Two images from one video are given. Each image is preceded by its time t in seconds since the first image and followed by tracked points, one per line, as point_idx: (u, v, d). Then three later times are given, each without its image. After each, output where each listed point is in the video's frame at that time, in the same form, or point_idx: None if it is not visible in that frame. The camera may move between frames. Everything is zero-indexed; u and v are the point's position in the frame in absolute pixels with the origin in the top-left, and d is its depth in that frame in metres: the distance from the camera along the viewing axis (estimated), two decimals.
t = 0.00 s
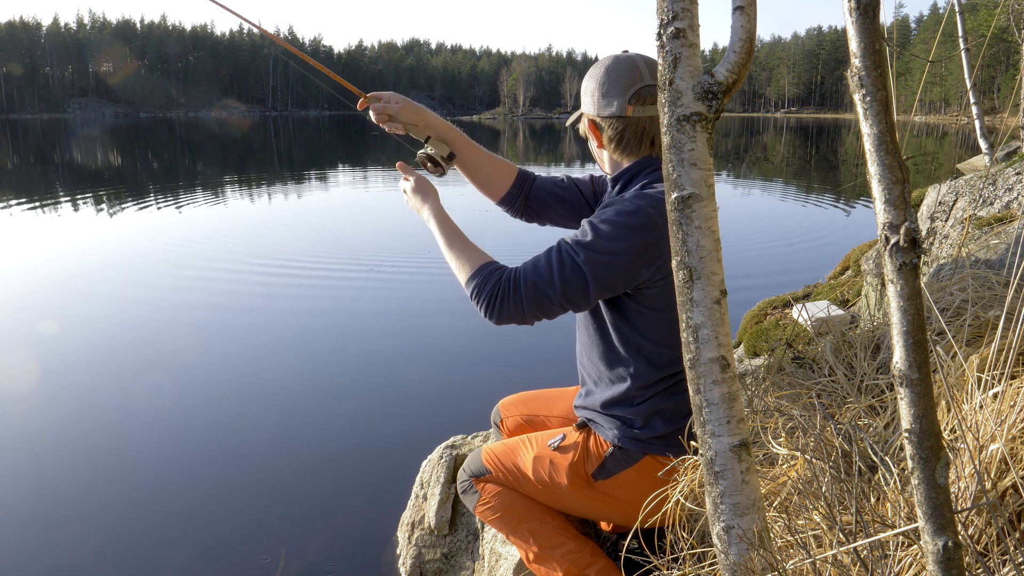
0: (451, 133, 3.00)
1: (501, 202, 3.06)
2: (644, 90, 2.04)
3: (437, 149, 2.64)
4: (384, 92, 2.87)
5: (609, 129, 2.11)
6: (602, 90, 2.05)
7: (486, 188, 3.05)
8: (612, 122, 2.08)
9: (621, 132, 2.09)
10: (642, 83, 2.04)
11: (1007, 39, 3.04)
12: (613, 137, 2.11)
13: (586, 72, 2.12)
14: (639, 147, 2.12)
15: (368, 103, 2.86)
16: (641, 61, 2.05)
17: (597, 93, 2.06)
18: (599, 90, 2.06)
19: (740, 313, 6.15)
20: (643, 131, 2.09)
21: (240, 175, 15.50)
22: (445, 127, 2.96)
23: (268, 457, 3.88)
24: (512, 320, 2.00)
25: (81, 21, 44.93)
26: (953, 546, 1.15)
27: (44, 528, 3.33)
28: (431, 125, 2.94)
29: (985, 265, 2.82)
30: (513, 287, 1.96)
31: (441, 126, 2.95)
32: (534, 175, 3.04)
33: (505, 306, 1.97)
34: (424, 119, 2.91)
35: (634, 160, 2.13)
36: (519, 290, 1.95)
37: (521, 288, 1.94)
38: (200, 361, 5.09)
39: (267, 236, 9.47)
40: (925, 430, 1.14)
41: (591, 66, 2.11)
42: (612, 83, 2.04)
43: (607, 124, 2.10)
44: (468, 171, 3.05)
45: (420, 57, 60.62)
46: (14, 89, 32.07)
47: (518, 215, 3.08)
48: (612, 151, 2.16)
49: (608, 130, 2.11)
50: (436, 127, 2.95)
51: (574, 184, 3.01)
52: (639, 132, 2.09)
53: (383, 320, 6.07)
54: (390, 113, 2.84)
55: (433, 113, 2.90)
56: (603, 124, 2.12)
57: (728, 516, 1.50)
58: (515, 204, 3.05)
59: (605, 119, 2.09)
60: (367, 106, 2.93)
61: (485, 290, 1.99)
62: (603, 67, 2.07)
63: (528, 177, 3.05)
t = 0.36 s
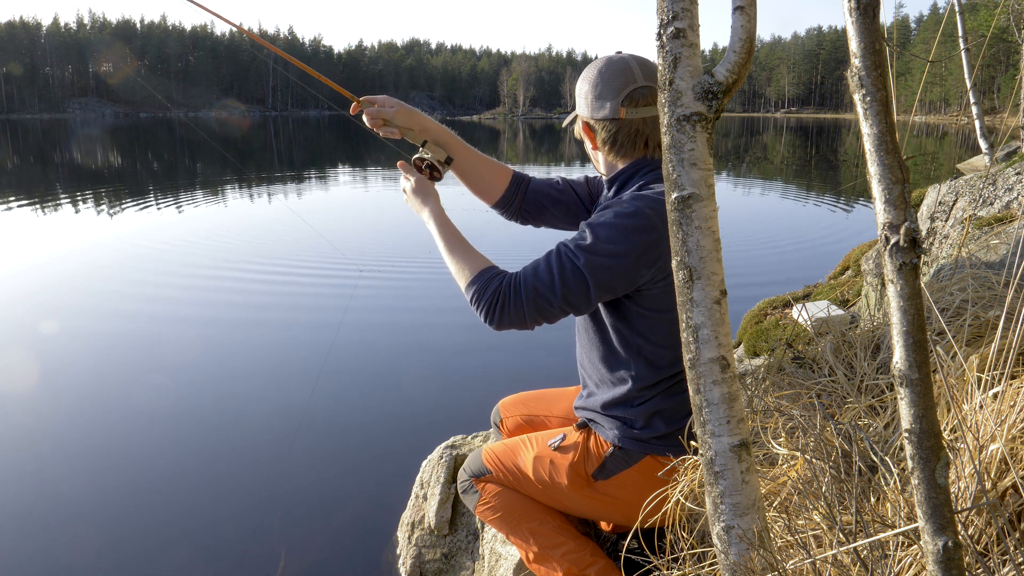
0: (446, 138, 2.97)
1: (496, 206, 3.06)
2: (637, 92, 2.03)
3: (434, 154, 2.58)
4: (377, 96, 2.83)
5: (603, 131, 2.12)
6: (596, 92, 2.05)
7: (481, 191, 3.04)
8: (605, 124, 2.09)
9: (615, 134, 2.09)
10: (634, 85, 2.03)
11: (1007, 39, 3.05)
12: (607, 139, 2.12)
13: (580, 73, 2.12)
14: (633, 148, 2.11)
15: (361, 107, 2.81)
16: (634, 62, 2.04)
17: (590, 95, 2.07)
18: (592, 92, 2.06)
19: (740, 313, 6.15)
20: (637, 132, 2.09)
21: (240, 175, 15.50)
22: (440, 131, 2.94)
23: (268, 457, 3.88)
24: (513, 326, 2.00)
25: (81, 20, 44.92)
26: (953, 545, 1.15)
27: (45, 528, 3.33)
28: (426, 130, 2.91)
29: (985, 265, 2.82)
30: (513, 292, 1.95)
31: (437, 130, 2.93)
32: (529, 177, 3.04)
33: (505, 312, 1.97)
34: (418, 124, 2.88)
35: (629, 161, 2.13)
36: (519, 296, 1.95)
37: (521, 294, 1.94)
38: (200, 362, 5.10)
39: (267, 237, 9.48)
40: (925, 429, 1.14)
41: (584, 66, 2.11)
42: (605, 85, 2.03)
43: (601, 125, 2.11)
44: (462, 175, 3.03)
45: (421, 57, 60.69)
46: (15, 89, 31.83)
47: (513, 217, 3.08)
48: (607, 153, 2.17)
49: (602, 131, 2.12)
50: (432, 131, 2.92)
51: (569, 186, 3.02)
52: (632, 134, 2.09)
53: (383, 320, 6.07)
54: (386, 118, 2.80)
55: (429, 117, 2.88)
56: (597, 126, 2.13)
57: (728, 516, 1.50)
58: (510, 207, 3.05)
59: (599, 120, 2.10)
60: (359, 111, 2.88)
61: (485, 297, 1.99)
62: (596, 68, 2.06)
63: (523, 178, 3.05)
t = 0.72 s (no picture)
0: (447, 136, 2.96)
1: (496, 204, 3.05)
2: (633, 93, 2.03)
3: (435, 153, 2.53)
4: (379, 93, 2.82)
5: (600, 133, 2.12)
6: (592, 93, 2.06)
7: (481, 189, 3.03)
8: (602, 126, 2.09)
9: (611, 136, 2.10)
10: (631, 86, 2.03)
11: (1007, 39, 3.04)
12: (604, 141, 2.12)
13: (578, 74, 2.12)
14: (630, 150, 2.11)
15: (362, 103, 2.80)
16: (631, 63, 2.03)
17: (587, 96, 2.07)
18: (589, 94, 2.06)
19: (740, 313, 6.15)
20: (633, 134, 2.08)
21: (239, 175, 15.49)
22: (441, 129, 2.94)
23: (268, 457, 3.88)
24: (515, 333, 2.00)
25: (80, 21, 44.95)
26: (953, 546, 1.15)
27: (44, 528, 3.33)
28: (427, 128, 2.91)
29: (985, 265, 2.82)
30: (516, 300, 1.95)
31: (438, 128, 2.92)
32: (528, 175, 3.04)
33: (508, 319, 1.96)
34: (419, 121, 2.87)
35: (626, 162, 2.13)
36: (523, 304, 1.95)
37: (524, 301, 1.94)
38: (200, 362, 5.10)
39: (268, 237, 9.48)
40: (925, 430, 1.14)
41: (582, 67, 2.10)
42: (601, 87, 2.03)
43: (598, 127, 2.11)
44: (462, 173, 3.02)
45: (421, 57, 60.71)
46: (15, 89, 31.76)
47: (513, 215, 3.08)
48: (604, 154, 2.17)
49: (599, 133, 2.12)
50: (432, 129, 2.92)
51: (569, 185, 3.03)
52: (629, 136, 2.09)
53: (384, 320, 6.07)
54: (387, 114, 2.79)
55: (430, 115, 2.88)
56: (594, 128, 2.13)
57: (728, 516, 1.50)
58: (510, 205, 3.04)
59: (596, 122, 2.10)
60: (360, 107, 2.87)
61: (488, 305, 1.99)
62: (593, 69, 2.06)
63: (523, 177, 3.04)
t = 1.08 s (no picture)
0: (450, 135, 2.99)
1: (497, 204, 3.05)
2: (635, 92, 2.03)
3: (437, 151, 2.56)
4: (382, 91, 2.81)
5: (602, 132, 2.12)
6: (594, 92, 2.06)
7: (482, 189, 3.03)
8: (604, 125, 2.09)
9: (613, 135, 2.10)
10: (633, 85, 2.03)
11: (1007, 38, 3.05)
12: (606, 140, 2.12)
13: (579, 73, 2.12)
14: (632, 149, 2.11)
15: (366, 102, 2.78)
16: (633, 63, 2.04)
17: (589, 95, 2.07)
18: (590, 93, 2.06)
19: (740, 313, 6.15)
20: (635, 132, 2.08)
21: (239, 175, 15.49)
22: (443, 128, 2.95)
23: (269, 457, 3.88)
24: (513, 329, 1.99)
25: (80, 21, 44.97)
26: (953, 546, 1.15)
27: (44, 528, 3.33)
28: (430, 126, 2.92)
29: (985, 265, 2.82)
30: (514, 297, 1.95)
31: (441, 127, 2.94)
32: (530, 176, 3.04)
33: (507, 316, 1.96)
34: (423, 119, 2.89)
35: (627, 161, 2.13)
36: (521, 301, 1.94)
37: (523, 298, 1.93)
38: (200, 362, 5.10)
39: (267, 237, 9.48)
40: (926, 430, 1.14)
41: (584, 67, 2.11)
42: (603, 85, 2.03)
43: (600, 126, 2.11)
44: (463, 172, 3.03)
45: (421, 57, 60.73)
46: (15, 89, 31.58)
47: (514, 216, 3.08)
48: (606, 153, 2.17)
49: (601, 132, 2.12)
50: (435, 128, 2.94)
51: (570, 186, 3.02)
52: (631, 135, 2.09)
53: (384, 320, 6.07)
54: (390, 112, 2.79)
55: (433, 113, 2.89)
56: (596, 127, 2.13)
57: (728, 516, 1.50)
58: (511, 206, 3.04)
59: (598, 121, 2.10)
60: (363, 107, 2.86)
61: (487, 302, 1.98)
62: (595, 68, 2.06)
63: (524, 178, 3.04)
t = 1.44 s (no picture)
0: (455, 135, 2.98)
1: (501, 204, 3.06)
2: (640, 90, 2.04)
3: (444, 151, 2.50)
4: (387, 93, 2.83)
5: (606, 131, 2.11)
6: (600, 91, 2.05)
7: (488, 189, 3.03)
8: (609, 124, 2.08)
9: (619, 133, 2.09)
10: (638, 84, 2.04)
11: (1007, 38, 3.05)
12: (611, 138, 2.11)
13: (583, 72, 2.12)
14: (637, 148, 2.11)
15: (371, 104, 2.81)
16: (637, 61, 2.04)
17: (593, 94, 2.07)
18: (595, 92, 2.06)
19: (740, 313, 6.15)
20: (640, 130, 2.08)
21: (239, 175, 15.49)
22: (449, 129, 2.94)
23: (269, 458, 3.88)
24: (513, 325, 2.00)
25: (81, 22, 44.98)
26: (953, 545, 1.15)
27: (44, 528, 3.33)
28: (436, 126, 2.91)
29: (985, 265, 2.82)
30: (513, 293, 1.95)
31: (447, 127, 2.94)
32: (533, 177, 3.03)
33: (506, 312, 1.96)
34: (429, 120, 2.88)
35: (632, 160, 2.13)
36: (520, 297, 1.95)
37: (522, 293, 1.94)
38: (201, 362, 5.10)
39: (267, 237, 9.48)
40: (925, 430, 1.14)
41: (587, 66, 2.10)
42: (608, 84, 2.03)
43: (604, 125, 2.10)
44: (470, 173, 3.01)
45: (421, 57, 60.72)
46: (14, 90, 30.66)
47: (518, 217, 3.08)
48: (610, 152, 2.16)
49: (606, 131, 2.11)
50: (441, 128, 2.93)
51: (573, 186, 3.02)
52: (636, 134, 2.09)
53: (384, 320, 6.07)
54: (396, 114, 2.81)
55: (439, 114, 2.88)
56: (600, 126, 2.12)
57: (728, 516, 1.50)
58: (515, 206, 3.05)
59: (603, 120, 2.09)
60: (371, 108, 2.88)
61: (486, 298, 1.98)
62: (598, 67, 2.06)
63: (527, 179, 3.04)
